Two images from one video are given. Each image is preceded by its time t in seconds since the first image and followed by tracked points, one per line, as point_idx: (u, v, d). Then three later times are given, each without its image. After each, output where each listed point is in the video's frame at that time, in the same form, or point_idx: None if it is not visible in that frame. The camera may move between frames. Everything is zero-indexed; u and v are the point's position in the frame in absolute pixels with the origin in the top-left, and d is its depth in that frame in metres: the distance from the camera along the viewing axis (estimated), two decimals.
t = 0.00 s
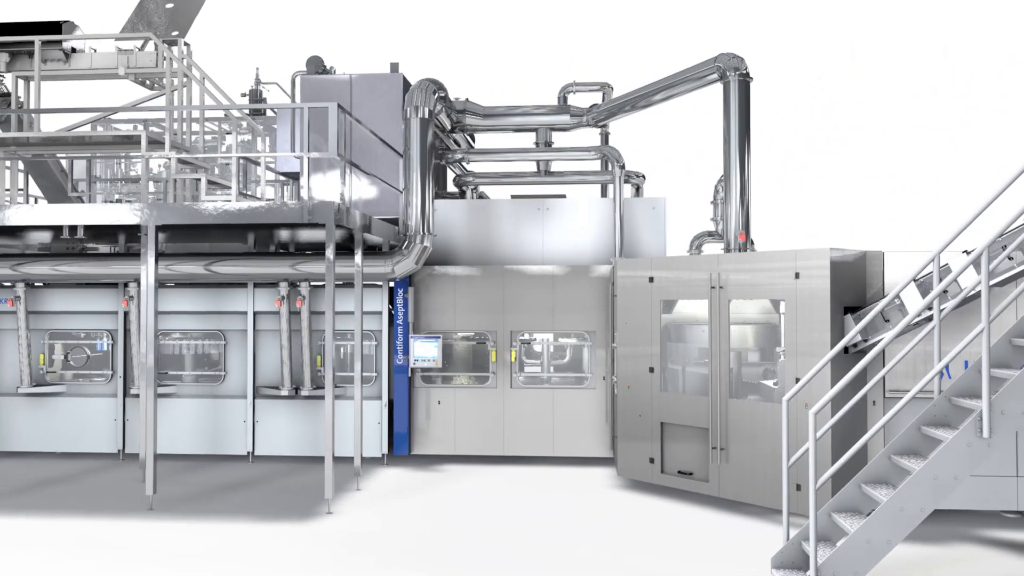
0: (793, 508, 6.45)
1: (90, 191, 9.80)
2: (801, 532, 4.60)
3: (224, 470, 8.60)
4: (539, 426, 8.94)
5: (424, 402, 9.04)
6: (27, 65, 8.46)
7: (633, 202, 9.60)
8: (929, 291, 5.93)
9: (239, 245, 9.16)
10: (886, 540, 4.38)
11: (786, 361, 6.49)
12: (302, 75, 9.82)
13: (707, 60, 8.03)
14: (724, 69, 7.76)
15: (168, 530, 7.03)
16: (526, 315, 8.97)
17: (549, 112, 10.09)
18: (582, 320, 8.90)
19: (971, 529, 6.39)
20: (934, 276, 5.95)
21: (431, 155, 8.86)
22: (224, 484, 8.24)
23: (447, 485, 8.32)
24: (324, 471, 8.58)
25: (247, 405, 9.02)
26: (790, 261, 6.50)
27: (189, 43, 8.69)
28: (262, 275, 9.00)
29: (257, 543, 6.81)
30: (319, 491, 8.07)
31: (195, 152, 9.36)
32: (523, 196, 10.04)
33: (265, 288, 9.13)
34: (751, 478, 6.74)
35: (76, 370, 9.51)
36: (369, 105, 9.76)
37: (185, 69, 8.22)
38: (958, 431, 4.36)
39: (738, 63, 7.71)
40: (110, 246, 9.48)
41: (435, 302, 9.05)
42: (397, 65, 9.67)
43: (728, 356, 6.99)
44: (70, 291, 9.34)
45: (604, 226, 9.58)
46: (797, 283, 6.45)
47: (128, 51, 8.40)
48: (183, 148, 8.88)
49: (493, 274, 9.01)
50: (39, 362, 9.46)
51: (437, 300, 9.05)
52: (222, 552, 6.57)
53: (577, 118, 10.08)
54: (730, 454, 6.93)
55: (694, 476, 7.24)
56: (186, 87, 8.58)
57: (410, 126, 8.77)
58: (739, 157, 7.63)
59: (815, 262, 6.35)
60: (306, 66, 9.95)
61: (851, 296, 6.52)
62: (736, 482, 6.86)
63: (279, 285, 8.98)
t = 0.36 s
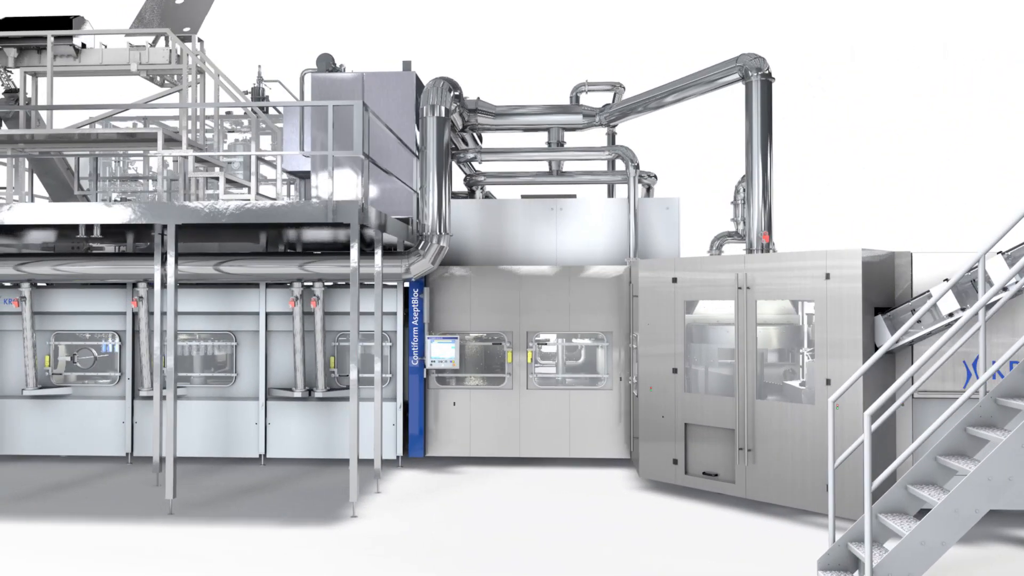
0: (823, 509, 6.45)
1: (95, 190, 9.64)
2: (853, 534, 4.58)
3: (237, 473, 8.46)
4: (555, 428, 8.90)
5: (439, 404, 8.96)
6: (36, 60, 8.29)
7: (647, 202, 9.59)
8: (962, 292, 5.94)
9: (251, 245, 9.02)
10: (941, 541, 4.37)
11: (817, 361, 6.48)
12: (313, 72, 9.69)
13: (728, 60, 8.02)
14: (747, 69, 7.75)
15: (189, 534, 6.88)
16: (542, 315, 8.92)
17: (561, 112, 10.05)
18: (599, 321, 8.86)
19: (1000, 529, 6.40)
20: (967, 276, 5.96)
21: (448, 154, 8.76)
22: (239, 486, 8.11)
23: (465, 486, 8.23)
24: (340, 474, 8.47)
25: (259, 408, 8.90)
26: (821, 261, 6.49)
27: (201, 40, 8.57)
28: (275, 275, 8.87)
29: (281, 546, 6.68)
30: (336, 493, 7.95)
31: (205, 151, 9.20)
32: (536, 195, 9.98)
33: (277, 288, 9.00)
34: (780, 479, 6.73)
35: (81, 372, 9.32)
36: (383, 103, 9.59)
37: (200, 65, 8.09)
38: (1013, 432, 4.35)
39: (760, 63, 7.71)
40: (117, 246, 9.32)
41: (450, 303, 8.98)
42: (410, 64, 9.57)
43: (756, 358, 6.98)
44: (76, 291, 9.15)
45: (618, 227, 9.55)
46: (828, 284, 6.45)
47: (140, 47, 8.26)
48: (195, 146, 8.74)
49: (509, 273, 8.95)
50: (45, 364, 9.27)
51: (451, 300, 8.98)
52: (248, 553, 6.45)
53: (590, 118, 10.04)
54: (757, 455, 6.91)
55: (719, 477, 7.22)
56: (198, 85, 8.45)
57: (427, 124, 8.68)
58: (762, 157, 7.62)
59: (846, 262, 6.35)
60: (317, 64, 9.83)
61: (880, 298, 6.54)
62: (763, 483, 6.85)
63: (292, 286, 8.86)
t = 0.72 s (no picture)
0: (854, 510, 6.45)
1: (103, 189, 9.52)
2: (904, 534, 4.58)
3: (252, 476, 8.34)
4: (572, 428, 8.85)
5: (455, 405, 8.89)
6: (45, 56, 8.13)
7: (661, 203, 9.57)
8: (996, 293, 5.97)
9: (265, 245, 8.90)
10: (995, 543, 4.37)
11: (847, 361, 6.49)
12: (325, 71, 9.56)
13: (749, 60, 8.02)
14: (769, 69, 7.75)
15: (210, 537, 6.76)
16: (560, 316, 8.88)
17: (574, 112, 10.01)
18: (616, 321, 8.83)
19: None
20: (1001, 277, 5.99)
21: (465, 153, 8.71)
22: (255, 489, 7.98)
23: (484, 488, 8.15)
24: (357, 476, 8.36)
25: (273, 409, 8.78)
26: (851, 262, 6.50)
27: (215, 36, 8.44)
28: (289, 275, 8.76)
29: (305, 548, 6.57)
30: (354, 495, 7.85)
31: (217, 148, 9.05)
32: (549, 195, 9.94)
33: (291, 289, 8.89)
34: (809, 480, 6.72)
35: (88, 374, 9.15)
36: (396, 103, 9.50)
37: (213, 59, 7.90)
38: None
39: (783, 63, 7.70)
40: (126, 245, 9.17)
41: (466, 303, 8.91)
42: (424, 62, 9.49)
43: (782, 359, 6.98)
44: (85, 292, 8.99)
45: (633, 227, 9.53)
46: (858, 285, 6.47)
47: (154, 43, 8.12)
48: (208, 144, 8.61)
49: (526, 273, 8.90)
50: (51, 366, 9.11)
51: (467, 300, 8.91)
52: (272, 554, 6.34)
53: (604, 118, 10.01)
54: (785, 456, 6.90)
55: (745, 478, 7.21)
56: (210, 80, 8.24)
57: (443, 123, 8.62)
58: (785, 158, 7.62)
59: (877, 263, 6.36)
60: (328, 61, 9.72)
61: (909, 299, 6.55)
62: (791, 484, 6.84)
63: (306, 286, 8.75)
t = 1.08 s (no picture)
0: (886, 510, 6.45)
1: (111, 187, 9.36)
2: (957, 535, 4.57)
3: (268, 479, 8.22)
4: (590, 429, 8.81)
5: (472, 406, 8.82)
6: (57, 52, 7.96)
7: (676, 203, 9.57)
8: None
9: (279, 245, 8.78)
10: None
11: (878, 362, 6.51)
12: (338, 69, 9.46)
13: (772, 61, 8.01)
14: (791, 70, 7.75)
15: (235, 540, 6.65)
16: (577, 316, 8.85)
17: (588, 111, 9.97)
18: (634, 321, 8.81)
19: None
20: None
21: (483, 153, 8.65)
22: (273, 492, 7.87)
23: (504, 489, 8.09)
24: (375, 478, 8.26)
25: (287, 411, 8.66)
26: (882, 263, 6.52)
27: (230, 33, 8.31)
28: (305, 275, 8.64)
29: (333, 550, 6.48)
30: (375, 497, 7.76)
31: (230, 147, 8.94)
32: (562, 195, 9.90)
33: (305, 289, 8.78)
34: (838, 480, 6.71)
35: (99, 376, 9.00)
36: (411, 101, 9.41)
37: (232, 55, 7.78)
38: None
39: (806, 64, 7.70)
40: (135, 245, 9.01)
41: (483, 304, 8.85)
42: (437, 60, 9.42)
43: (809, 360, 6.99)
44: (94, 292, 8.82)
45: (648, 227, 9.52)
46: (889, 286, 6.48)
47: (169, 39, 7.98)
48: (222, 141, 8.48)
49: (544, 273, 8.85)
50: (60, 368, 8.95)
51: (484, 301, 8.85)
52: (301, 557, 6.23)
53: (618, 118, 9.99)
54: (813, 456, 6.89)
55: (771, 478, 7.21)
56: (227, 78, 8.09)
57: (461, 123, 8.55)
58: (808, 158, 7.63)
59: (908, 264, 6.38)
60: (340, 60, 9.61)
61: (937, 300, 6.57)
62: (819, 485, 6.85)
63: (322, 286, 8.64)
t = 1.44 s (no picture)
0: (916, 509, 6.48)
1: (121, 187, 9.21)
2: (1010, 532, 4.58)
3: (286, 482, 8.12)
4: (608, 431, 8.79)
5: (490, 408, 8.76)
6: (70, 48, 7.83)
7: (691, 203, 9.58)
8: None
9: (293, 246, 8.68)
10: None
11: (907, 363, 6.55)
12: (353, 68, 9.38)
13: (793, 62, 8.05)
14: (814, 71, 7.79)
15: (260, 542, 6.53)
16: (595, 317, 8.81)
17: (602, 112, 9.95)
18: (652, 322, 8.80)
19: None
20: None
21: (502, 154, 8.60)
22: (293, 494, 7.75)
23: (525, 489, 8.04)
24: (395, 479, 8.18)
25: (304, 413, 8.56)
26: (911, 264, 6.56)
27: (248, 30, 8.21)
28: (321, 276, 8.55)
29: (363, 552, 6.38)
30: (397, 497, 7.68)
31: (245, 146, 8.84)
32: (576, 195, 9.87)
33: (321, 290, 8.67)
34: (867, 480, 6.76)
35: (110, 378, 8.84)
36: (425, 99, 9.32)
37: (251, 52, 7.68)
38: None
39: (829, 65, 7.74)
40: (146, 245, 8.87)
41: (501, 305, 8.79)
42: (453, 59, 9.35)
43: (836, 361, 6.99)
44: (105, 292, 8.67)
45: (663, 227, 9.52)
46: (918, 287, 6.52)
47: (186, 36, 7.87)
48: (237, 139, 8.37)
49: (562, 273, 8.81)
50: (70, 370, 8.78)
51: (502, 302, 8.79)
52: (332, 557, 6.14)
53: (632, 118, 9.98)
54: (840, 457, 6.93)
55: (797, 479, 7.22)
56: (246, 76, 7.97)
57: (481, 123, 8.53)
58: (830, 159, 7.67)
59: (938, 265, 6.43)
60: (354, 58, 9.53)
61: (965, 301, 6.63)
62: (847, 486, 6.88)
63: (339, 286, 8.54)
